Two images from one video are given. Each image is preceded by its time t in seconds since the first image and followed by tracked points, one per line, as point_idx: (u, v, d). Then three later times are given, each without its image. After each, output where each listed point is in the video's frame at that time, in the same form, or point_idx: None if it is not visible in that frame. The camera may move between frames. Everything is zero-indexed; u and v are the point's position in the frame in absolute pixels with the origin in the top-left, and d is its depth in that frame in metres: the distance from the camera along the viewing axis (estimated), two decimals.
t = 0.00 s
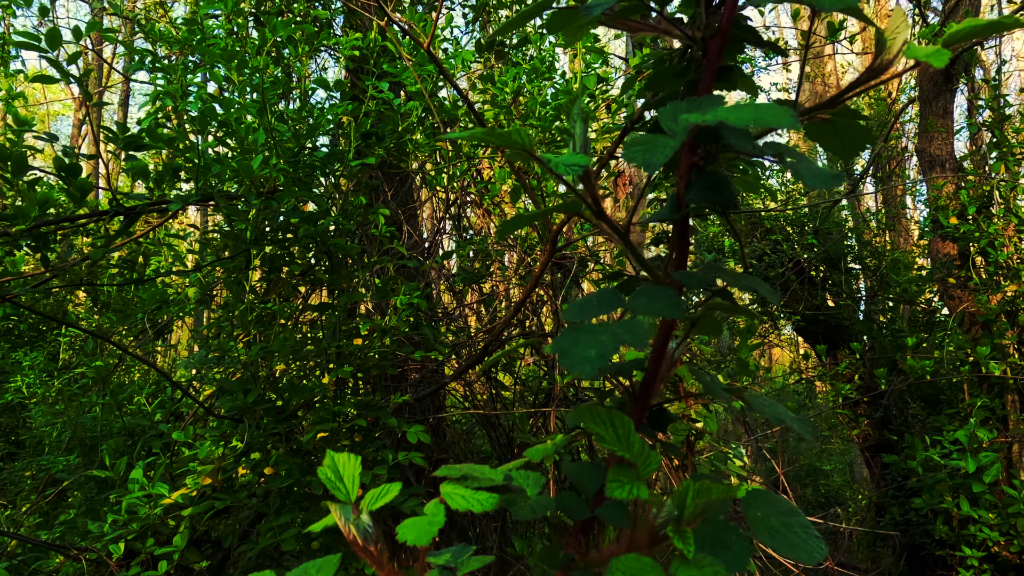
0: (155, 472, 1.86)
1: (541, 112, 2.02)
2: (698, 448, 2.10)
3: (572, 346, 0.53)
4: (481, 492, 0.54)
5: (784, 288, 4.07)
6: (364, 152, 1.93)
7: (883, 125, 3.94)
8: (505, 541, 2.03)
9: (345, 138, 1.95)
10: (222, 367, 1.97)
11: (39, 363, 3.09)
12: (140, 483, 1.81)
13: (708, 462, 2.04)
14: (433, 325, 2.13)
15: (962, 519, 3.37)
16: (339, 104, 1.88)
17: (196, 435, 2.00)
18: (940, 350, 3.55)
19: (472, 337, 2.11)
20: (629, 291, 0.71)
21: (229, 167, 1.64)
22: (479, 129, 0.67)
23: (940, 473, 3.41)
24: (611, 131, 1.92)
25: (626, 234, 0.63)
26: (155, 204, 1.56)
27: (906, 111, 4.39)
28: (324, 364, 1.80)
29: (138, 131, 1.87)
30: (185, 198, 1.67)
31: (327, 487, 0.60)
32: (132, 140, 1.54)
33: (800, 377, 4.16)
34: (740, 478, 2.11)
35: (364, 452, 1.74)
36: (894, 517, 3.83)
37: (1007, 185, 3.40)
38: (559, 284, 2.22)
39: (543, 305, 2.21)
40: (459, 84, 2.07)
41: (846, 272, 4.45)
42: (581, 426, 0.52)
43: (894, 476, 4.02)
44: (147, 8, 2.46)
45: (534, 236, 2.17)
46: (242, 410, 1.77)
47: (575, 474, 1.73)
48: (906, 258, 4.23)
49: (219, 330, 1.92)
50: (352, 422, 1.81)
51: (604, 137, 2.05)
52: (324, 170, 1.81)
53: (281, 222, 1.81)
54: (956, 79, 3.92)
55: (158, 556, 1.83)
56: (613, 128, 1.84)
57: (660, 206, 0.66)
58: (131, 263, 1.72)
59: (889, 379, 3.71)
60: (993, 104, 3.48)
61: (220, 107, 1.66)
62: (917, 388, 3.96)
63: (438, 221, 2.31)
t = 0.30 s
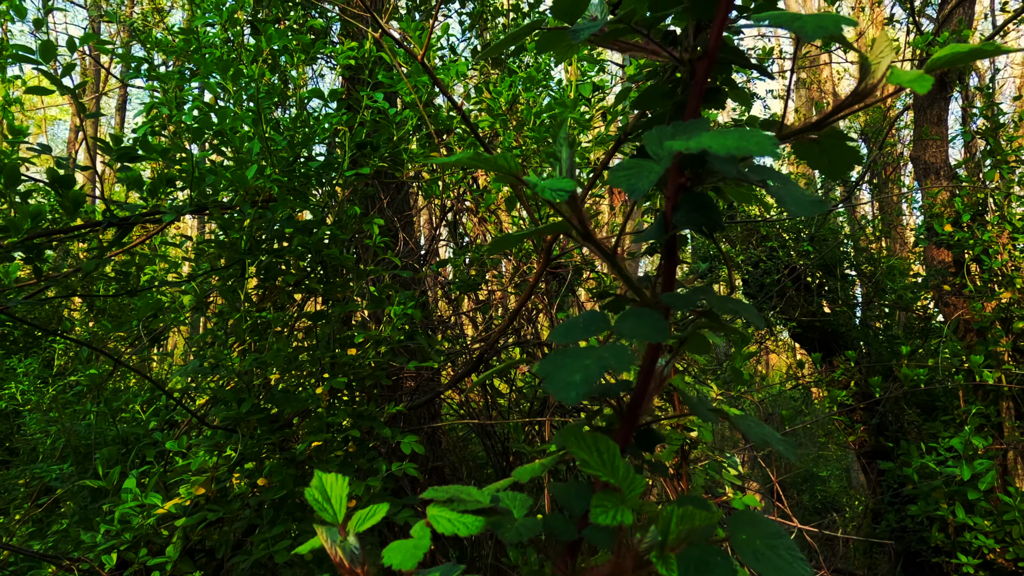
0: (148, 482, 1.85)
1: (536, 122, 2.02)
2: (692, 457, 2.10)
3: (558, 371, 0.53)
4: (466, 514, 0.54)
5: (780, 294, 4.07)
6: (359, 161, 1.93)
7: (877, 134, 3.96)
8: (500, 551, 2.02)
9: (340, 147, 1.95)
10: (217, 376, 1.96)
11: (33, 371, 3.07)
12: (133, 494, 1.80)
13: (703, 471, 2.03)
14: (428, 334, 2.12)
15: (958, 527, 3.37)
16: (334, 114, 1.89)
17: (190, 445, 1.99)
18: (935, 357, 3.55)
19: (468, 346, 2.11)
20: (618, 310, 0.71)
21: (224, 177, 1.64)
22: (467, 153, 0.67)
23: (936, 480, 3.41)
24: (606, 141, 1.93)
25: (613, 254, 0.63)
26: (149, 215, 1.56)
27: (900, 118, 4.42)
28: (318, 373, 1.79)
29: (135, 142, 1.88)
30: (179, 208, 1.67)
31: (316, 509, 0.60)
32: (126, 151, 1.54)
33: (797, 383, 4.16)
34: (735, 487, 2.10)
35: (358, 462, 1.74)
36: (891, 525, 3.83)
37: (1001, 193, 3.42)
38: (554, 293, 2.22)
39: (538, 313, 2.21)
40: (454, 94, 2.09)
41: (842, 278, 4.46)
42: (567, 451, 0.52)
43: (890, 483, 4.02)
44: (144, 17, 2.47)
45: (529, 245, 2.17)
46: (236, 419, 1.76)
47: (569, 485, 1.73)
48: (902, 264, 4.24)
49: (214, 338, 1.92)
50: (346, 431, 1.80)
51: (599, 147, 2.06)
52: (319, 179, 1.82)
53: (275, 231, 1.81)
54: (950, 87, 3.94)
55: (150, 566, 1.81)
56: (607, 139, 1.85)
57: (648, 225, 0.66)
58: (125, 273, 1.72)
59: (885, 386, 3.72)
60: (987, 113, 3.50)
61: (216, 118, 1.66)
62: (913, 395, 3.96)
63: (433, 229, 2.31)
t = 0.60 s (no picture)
0: (142, 495, 1.84)
1: (531, 134, 2.04)
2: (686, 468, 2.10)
3: (544, 402, 0.53)
4: (454, 544, 0.55)
5: (775, 302, 4.09)
6: (354, 174, 1.94)
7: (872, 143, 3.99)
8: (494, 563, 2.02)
9: (335, 160, 1.97)
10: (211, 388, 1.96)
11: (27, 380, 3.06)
12: (127, 506, 1.79)
13: (697, 483, 2.04)
14: (423, 347, 2.13)
15: (953, 536, 3.38)
16: (329, 127, 1.91)
17: (183, 457, 1.98)
18: (928, 366, 3.57)
19: (463, 357, 2.12)
20: (607, 334, 0.71)
21: (218, 191, 1.65)
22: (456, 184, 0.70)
23: (930, 489, 3.42)
24: (599, 154, 1.94)
25: (600, 283, 0.63)
26: (144, 228, 1.57)
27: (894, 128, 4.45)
28: (312, 386, 1.79)
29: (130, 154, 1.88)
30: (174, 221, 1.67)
31: (304, 539, 0.60)
32: (120, 165, 1.55)
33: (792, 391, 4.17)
34: (728, 499, 2.11)
35: (351, 475, 1.74)
36: (886, 534, 3.83)
37: (993, 203, 3.45)
38: (548, 304, 2.23)
39: (532, 325, 2.22)
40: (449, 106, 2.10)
41: (837, 287, 4.48)
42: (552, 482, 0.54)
43: (885, 492, 4.03)
44: (140, 28, 2.48)
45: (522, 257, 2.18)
46: (230, 432, 1.76)
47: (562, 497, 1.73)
48: (896, 273, 4.25)
49: (206, 350, 1.91)
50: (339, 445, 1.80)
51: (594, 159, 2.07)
52: (313, 192, 1.83)
53: (270, 245, 1.81)
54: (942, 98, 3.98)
55: None
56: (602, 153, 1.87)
57: (635, 252, 0.66)
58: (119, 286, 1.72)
59: (879, 396, 3.73)
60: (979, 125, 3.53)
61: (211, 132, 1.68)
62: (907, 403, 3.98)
63: (429, 240, 2.32)
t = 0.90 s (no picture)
0: (136, 505, 1.84)
1: (525, 143, 2.04)
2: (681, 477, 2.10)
3: (530, 426, 0.54)
4: (441, 566, 0.55)
5: (772, 309, 4.10)
6: (349, 184, 1.95)
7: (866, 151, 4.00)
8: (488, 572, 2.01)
9: (331, 169, 1.97)
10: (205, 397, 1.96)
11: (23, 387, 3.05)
12: (120, 517, 1.78)
13: (692, 493, 2.04)
14: (418, 356, 2.13)
15: (948, 543, 3.38)
16: (325, 137, 1.92)
17: (178, 466, 1.98)
18: (924, 374, 3.58)
19: (458, 366, 2.12)
20: (595, 354, 0.72)
21: (213, 202, 1.66)
22: (447, 208, 0.59)
23: (925, 496, 3.42)
24: (594, 164, 1.94)
25: (587, 305, 0.64)
26: (138, 239, 1.57)
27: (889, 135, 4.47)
28: (306, 396, 1.79)
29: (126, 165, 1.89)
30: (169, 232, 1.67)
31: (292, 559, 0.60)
32: (115, 177, 1.55)
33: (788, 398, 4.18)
34: (723, 508, 2.11)
35: (345, 486, 1.74)
36: (882, 541, 3.83)
37: (987, 211, 3.46)
38: (544, 312, 2.24)
39: (527, 334, 2.22)
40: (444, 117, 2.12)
41: (833, 293, 4.49)
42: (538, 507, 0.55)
43: (881, 499, 4.03)
44: (137, 37, 2.49)
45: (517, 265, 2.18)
46: (224, 443, 1.76)
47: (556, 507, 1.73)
48: (892, 280, 4.26)
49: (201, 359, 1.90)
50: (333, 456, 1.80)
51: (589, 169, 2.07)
52: (308, 202, 1.84)
53: (265, 255, 1.81)
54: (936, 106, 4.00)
55: None
56: (596, 164, 1.88)
57: (623, 274, 0.66)
58: (113, 296, 1.72)
59: (875, 403, 3.73)
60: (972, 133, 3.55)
61: (206, 143, 1.69)
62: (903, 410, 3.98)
63: (424, 248, 2.32)
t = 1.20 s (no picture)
0: (130, 518, 1.83)
1: (521, 156, 2.05)
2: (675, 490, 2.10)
3: (519, 457, 0.54)
4: None
5: (767, 317, 4.11)
6: (345, 196, 1.96)
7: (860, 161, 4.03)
8: None
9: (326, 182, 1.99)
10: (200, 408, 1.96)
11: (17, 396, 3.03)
12: (113, 531, 1.78)
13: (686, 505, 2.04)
14: (413, 367, 2.13)
15: (943, 553, 3.38)
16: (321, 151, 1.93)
17: (172, 478, 1.97)
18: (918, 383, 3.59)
19: (453, 377, 2.12)
20: (585, 379, 0.72)
21: (208, 216, 1.66)
22: (438, 237, 0.58)
23: (920, 506, 3.43)
24: (588, 177, 1.96)
25: (576, 333, 0.64)
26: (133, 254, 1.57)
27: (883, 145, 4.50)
28: (300, 409, 1.79)
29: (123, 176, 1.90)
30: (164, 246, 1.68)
31: None
32: (110, 192, 1.56)
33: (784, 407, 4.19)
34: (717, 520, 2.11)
35: (339, 499, 1.73)
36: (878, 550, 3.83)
37: (980, 221, 3.48)
38: (538, 323, 2.24)
39: (522, 345, 2.22)
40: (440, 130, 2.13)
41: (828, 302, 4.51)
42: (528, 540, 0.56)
43: (876, 508, 4.03)
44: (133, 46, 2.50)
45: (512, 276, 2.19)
46: (217, 456, 1.75)
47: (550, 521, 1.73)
48: (887, 289, 4.28)
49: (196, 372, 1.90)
50: (327, 469, 1.80)
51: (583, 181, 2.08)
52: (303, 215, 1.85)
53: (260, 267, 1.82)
54: (930, 116, 4.04)
55: None
56: (591, 177, 1.88)
57: (612, 301, 0.67)
58: (107, 309, 1.72)
59: (870, 412, 3.74)
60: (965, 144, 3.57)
61: (202, 157, 1.69)
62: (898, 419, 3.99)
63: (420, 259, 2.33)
